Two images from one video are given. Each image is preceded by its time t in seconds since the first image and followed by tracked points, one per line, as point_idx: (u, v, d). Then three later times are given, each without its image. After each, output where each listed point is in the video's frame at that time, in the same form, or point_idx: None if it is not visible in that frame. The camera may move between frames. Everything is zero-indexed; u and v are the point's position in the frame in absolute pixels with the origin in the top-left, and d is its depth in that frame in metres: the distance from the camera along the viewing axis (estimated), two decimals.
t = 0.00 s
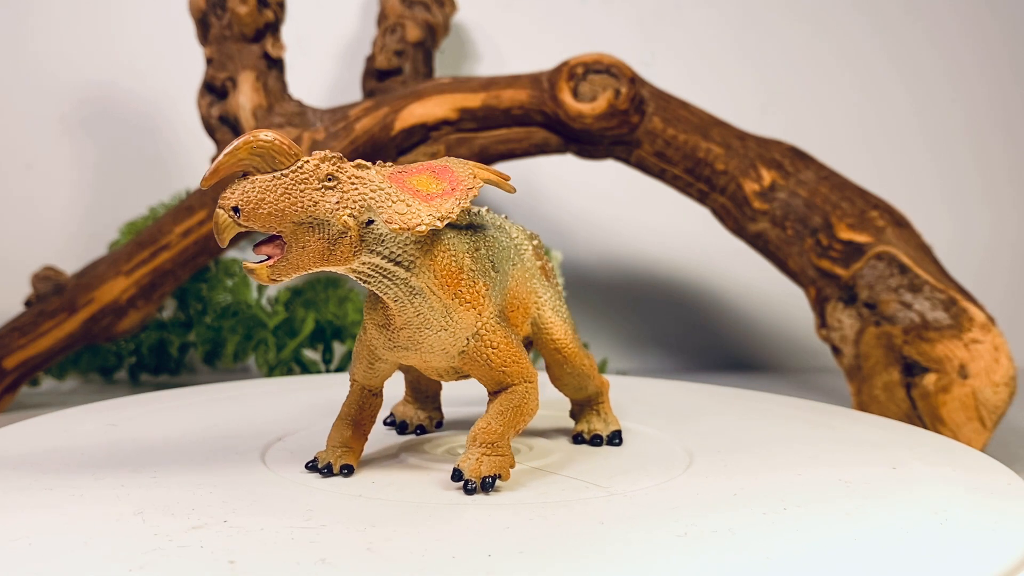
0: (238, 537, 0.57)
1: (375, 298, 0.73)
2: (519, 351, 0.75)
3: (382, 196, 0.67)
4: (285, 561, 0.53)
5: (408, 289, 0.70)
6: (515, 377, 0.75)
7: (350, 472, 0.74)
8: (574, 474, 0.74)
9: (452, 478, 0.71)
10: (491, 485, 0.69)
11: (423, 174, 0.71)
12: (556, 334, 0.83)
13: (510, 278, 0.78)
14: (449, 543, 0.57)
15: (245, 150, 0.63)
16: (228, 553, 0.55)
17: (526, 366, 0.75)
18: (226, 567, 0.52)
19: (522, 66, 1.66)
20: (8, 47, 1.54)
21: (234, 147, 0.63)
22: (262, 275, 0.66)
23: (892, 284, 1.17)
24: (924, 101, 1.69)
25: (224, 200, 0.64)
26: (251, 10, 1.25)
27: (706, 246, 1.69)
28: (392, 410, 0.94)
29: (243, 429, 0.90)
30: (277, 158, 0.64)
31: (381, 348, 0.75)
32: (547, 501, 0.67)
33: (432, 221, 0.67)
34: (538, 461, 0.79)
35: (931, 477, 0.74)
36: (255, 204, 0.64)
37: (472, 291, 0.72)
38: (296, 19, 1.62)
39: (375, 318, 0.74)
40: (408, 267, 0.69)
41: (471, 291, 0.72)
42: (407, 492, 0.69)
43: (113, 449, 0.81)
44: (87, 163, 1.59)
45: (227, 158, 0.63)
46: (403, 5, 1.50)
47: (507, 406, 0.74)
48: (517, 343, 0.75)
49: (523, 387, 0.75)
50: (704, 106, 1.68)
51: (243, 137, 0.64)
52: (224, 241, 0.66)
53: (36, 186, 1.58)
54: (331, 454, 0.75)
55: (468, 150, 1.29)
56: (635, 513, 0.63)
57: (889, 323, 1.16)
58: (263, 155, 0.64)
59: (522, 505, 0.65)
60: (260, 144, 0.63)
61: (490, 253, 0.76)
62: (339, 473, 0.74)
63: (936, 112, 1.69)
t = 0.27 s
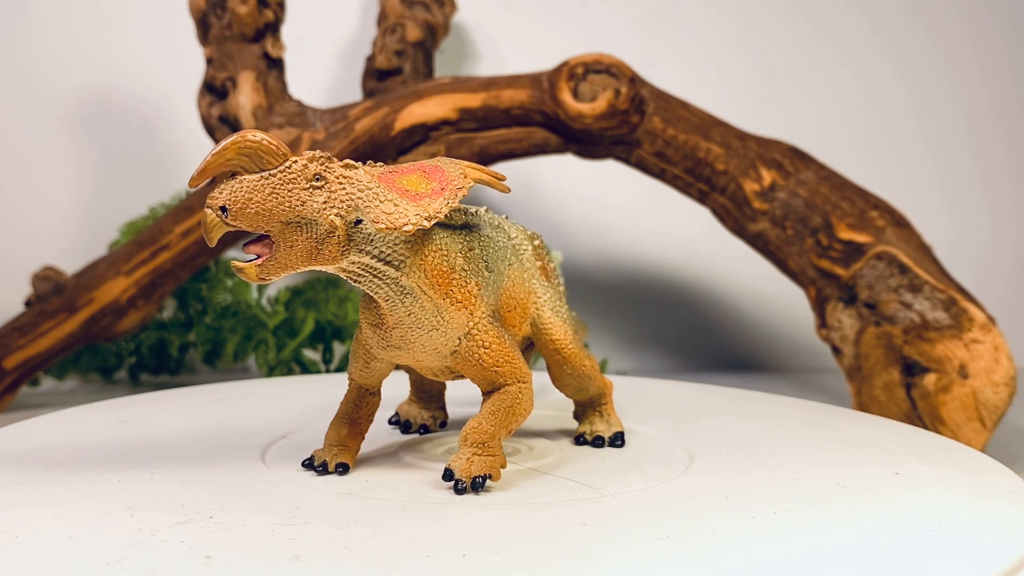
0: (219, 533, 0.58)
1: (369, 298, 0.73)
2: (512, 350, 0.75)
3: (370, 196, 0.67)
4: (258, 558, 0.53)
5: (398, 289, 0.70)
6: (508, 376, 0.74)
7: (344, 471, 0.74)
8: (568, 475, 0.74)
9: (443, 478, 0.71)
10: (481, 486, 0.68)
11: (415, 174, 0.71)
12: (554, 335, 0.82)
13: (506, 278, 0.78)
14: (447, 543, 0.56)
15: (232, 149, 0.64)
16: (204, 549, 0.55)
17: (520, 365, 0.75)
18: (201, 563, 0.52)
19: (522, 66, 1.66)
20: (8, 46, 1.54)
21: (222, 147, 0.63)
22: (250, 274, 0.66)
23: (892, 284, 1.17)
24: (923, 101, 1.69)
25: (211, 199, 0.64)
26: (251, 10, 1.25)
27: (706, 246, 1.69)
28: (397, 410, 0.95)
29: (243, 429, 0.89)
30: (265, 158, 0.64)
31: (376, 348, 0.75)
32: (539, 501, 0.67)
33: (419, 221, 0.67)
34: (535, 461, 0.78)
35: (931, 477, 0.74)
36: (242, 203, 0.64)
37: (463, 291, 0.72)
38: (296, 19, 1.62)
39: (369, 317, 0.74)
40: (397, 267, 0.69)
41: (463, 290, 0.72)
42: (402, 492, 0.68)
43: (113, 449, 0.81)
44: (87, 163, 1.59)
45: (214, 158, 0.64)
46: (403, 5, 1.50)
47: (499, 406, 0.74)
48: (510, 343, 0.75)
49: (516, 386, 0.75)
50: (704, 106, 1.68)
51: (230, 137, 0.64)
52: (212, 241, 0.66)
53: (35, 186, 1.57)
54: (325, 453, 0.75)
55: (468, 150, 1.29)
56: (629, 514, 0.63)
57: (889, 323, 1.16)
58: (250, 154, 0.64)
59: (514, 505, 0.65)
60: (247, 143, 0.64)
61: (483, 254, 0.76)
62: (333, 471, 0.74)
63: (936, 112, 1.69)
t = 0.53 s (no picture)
0: (204, 529, 0.58)
1: (364, 297, 0.74)
2: (506, 350, 0.74)
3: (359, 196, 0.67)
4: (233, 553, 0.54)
5: (389, 287, 0.70)
6: (500, 377, 0.74)
7: (340, 469, 0.74)
8: (565, 475, 0.74)
9: (434, 477, 0.71)
10: (471, 485, 0.68)
11: (407, 173, 0.71)
12: (553, 335, 0.82)
13: (501, 279, 0.78)
14: (445, 542, 0.56)
15: (221, 150, 0.65)
16: (184, 544, 0.56)
17: (513, 366, 0.75)
18: (178, 558, 0.53)
19: (522, 66, 1.66)
20: (9, 46, 1.54)
21: (210, 147, 0.64)
22: (240, 273, 0.67)
23: (892, 284, 1.17)
24: (924, 101, 1.69)
25: (201, 199, 0.65)
26: (251, 10, 1.25)
27: (706, 246, 1.69)
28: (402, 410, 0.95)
29: (243, 429, 0.89)
30: (254, 158, 0.65)
31: (372, 346, 0.76)
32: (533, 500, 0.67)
33: (407, 220, 0.67)
34: (534, 462, 0.78)
35: (931, 477, 0.74)
36: (232, 203, 0.65)
37: (455, 291, 0.72)
38: (296, 19, 1.62)
39: (365, 316, 0.75)
40: (388, 266, 0.70)
41: (455, 290, 0.72)
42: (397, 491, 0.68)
43: (113, 448, 0.81)
44: (87, 163, 1.59)
45: (204, 158, 0.65)
46: (403, 4, 1.50)
47: (492, 407, 0.74)
48: (503, 343, 0.75)
49: (510, 386, 0.74)
50: (704, 106, 1.68)
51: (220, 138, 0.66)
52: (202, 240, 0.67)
53: (35, 186, 1.57)
54: (322, 451, 0.76)
55: (468, 150, 1.29)
56: (623, 515, 0.63)
57: (889, 323, 1.16)
58: (239, 154, 0.65)
59: (507, 505, 0.65)
60: (236, 144, 0.65)
61: (477, 254, 0.76)
62: (329, 469, 0.74)
63: (936, 112, 1.69)
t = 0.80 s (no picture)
0: (189, 524, 0.59)
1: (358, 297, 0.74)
2: (498, 350, 0.74)
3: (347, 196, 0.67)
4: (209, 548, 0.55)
5: (380, 286, 0.71)
6: (492, 377, 0.74)
7: (336, 467, 0.75)
8: (562, 475, 0.74)
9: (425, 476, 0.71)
10: (461, 485, 0.68)
11: (399, 173, 0.71)
12: (551, 336, 0.82)
13: (496, 279, 0.78)
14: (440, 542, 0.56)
15: (211, 150, 0.66)
16: (166, 539, 0.56)
17: (506, 365, 0.74)
18: (158, 553, 0.54)
19: (522, 66, 1.66)
20: (9, 46, 1.54)
21: (200, 147, 0.65)
22: (231, 272, 0.67)
23: (892, 284, 1.17)
24: (924, 101, 1.69)
25: (191, 199, 0.66)
26: (251, 10, 1.25)
27: (706, 247, 1.69)
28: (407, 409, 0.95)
29: (244, 428, 0.89)
30: (243, 158, 0.66)
31: (368, 346, 0.76)
32: (526, 501, 0.66)
33: (394, 220, 0.67)
34: (533, 462, 0.78)
35: (931, 477, 0.74)
36: (221, 203, 0.66)
37: (447, 291, 0.72)
38: (296, 19, 1.62)
39: (361, 316, 0.75)
40: (378, 265, 0.70)
41: (446, 289, 0.72)
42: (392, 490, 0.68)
43: (114, 447, 0.81)
44: (86, 163, 1.59)
45: (193, 158, 0.66)
46: (403, 4, 1.50)
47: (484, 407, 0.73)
48: (496, 343, 0.74)
49: (503, 386, 0.74)
50: (704, 106, 1.68)
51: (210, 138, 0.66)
52: (193, 239, 0.68)
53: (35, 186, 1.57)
54: (319, 450, 0.76)
55: (468, 150, 1.29)
56: (617, 516, 0.62)
57: (889, 323, 1.16)
58: (228, 155, 0.66)
59: (499, 505, 0.65)
60: (224, 144, 0.65)
61: (471, 254, 0.76)
62: (325, 468, 0.75)
63: (935, 112, 1.69)
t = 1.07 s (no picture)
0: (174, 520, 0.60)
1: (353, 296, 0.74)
2: (491, 350, 0.74)
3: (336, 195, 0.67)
4: (188, 543, 0.55)
5: (371, 286, 0.71)
6: (485, 376, 0.74)
7: (333, 465, 0.75)
8: (560, 475, 0.74)
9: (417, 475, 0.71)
10: (451, 485, 0.68)
11: (390, 173, 0.70)
12: (549, 336, 0.81)
13: (492, 279, 0.78)
14: (438, 542, 0.56)
15: (202, 151, 0.66)
16: (148, 534, 0.57)
17: (498, 365, 0.74)
18: (138, 547, 0.55)
19: (522, 66, 1.66)
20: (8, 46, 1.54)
21: (191, 148, 0.66)
22: (223, 270, 0.68)
23: (892, 284, 1.17)
24: (924, 101, 1.69)
25: (183, 199, 0.67)
26: (251, 10, 1.25)
27: (706, 247, 1.69)
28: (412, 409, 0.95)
29: (244, 428, 0.89)
30: (234, 159, 0.67)
31: (364, 345, 0.77)
32: (518, 501, 0.66)
33: (382, 219, 0.66)
34: (531, 463, 0.78)
35: (932, 477, 0.74)
36: (212, 203, 0.66)
37: (438, 290, 0.72)
38: (296, 19, 1.62)
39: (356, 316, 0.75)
40: (369, 265, 0.70)
41: (437, 289, 0.72)
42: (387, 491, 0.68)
43: (114, 446, 0.81)
44: (86, 163, 1.59)
45: (184, 159, 0.66)
46: (403, 4, 1.50)
47: (477, 407, 0.73)
48: (489, 343, 0.74)
49: (495, 386, 0.74)
50: (704, 107, 1.68)
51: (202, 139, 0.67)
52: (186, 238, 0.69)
53: (35, 186, 1.57)
54: (317, 448, 0.77)
55: (468, 150, 1.29)
56: (610, 516, 0.62)
57: (889, 323, 1.16)
58: (220, 155, 0.67)
59: (490, 505, 0.65)
60: (214, 145, 0.66)
61: (465, 254, 0.76)
62: (322, 466, 0.75)
63: (935, 112, 1.69)
